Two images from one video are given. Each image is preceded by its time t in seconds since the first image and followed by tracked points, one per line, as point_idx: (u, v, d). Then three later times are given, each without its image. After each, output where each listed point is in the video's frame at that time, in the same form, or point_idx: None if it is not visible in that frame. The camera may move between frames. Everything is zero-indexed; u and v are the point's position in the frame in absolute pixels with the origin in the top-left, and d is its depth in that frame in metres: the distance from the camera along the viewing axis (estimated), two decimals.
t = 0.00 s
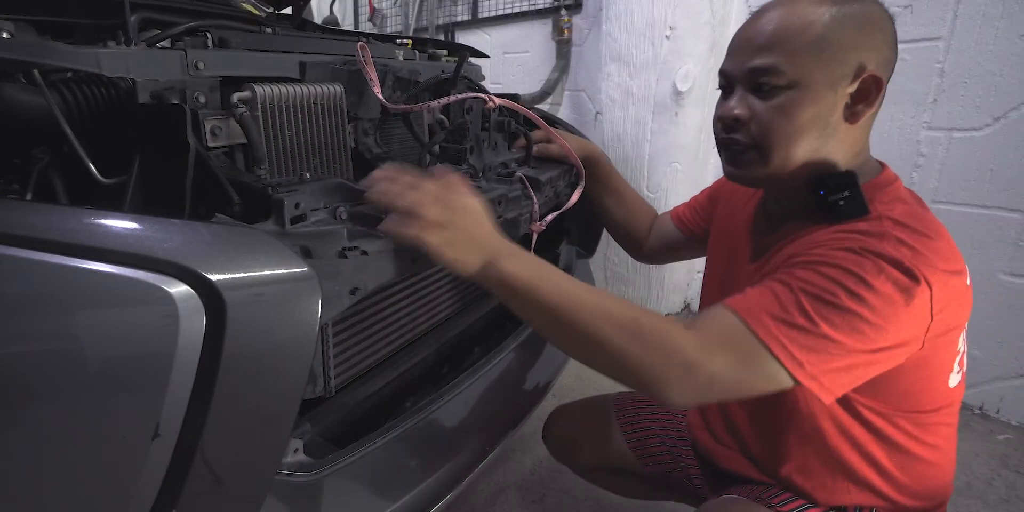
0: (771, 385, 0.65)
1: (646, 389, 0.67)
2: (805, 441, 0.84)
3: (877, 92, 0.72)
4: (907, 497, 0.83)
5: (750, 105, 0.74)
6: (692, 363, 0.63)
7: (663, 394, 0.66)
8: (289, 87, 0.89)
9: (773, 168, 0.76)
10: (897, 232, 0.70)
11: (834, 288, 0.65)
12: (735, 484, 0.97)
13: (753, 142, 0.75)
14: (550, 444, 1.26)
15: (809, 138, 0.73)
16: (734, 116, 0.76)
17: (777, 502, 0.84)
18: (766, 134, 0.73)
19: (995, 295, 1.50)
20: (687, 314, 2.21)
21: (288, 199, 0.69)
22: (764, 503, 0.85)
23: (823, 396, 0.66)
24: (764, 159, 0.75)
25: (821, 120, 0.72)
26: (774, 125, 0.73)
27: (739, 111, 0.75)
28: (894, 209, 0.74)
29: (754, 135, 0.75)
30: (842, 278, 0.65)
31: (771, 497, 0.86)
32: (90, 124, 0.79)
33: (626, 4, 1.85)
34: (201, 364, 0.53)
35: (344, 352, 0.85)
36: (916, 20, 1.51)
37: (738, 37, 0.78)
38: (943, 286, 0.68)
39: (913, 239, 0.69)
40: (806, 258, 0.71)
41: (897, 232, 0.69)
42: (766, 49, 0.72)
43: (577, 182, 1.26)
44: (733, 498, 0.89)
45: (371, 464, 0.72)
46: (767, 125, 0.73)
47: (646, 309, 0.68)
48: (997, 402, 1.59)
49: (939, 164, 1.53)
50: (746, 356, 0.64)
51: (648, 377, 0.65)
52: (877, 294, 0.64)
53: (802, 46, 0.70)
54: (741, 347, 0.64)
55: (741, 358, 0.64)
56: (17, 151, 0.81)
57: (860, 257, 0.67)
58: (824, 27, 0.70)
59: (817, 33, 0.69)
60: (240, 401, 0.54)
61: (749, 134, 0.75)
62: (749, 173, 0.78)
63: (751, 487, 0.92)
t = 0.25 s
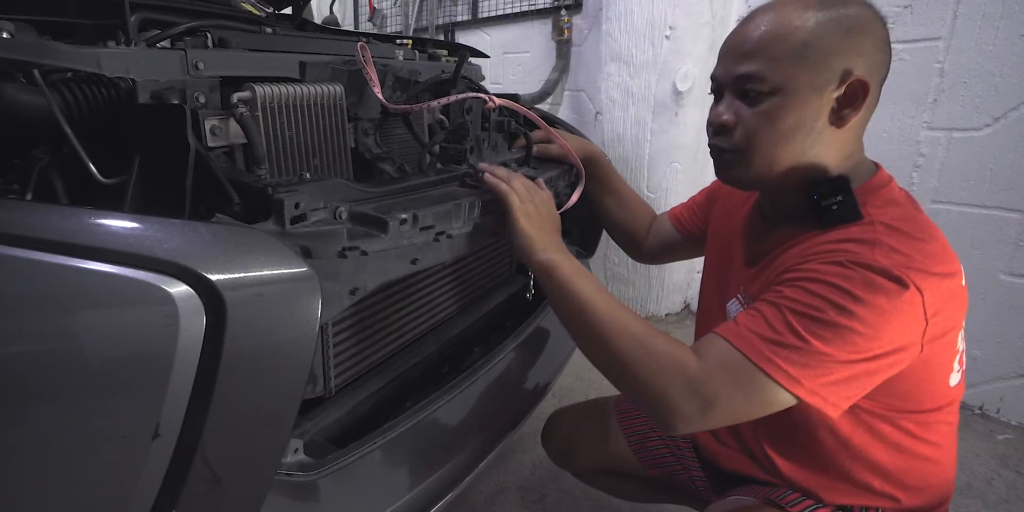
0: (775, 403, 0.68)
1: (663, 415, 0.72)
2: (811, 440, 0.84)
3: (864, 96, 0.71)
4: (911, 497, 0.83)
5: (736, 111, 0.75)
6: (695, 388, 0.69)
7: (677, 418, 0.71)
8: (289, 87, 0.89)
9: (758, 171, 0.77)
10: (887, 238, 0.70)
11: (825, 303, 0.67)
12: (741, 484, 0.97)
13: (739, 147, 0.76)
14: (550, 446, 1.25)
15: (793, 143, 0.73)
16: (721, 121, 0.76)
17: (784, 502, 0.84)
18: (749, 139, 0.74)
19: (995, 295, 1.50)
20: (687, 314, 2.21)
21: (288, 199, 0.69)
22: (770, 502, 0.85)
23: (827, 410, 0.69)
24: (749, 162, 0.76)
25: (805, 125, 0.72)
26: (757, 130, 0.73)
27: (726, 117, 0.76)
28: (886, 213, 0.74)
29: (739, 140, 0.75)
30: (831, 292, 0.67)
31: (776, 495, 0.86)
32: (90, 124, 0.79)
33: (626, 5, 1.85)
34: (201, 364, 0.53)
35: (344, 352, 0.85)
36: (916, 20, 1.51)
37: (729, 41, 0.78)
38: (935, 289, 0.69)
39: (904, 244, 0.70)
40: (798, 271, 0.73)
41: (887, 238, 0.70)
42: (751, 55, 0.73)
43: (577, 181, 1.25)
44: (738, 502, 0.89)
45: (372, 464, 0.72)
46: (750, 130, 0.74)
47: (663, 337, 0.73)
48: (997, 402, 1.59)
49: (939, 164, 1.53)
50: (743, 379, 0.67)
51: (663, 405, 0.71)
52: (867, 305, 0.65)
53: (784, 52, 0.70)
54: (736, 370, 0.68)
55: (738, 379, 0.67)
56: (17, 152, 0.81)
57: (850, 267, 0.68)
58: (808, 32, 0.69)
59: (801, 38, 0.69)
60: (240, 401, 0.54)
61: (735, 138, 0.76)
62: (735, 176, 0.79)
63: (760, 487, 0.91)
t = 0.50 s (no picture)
0: (785, 397, 0.68)
1: (671, 409, 0.72)
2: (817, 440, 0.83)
3: (860, 94, 0.71)
4: (916, 496, 0.83)
5: (734, 111, 0.77)
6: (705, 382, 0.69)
7: (684, 413, 0.71)
8: (289, 87, 0.89)
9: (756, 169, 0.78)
10: (895, 235, 0.70)
11: (834, 299, 0.67)
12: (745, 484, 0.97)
13: (737, 146, 0.77)
14: (551, 446, 1.24)
15: (790, 142, 0.74)
16: (721, 121, 0.78)
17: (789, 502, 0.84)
18: (746, 139, 0.75)
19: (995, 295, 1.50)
20: (687, 314, 2.21)
21: (288, 198, 0.69)
22: (776, 502, 0.85)
23: (837, 405, 0.68)
24: (747, 161, 0.77)
25: (801, 124, 0.72)
26: (754, 130, 0.74)
27: (725, 116, 0.77)
28: (892, 211, 0.75)
29: (737, 138, 0.76)
30: (840, 288, 0.67)
31: (782, 496, 0.86)
32: (90, 124, 0.79)
33: (626, 5, 1.85)
34: (201, 364, 0.53)
35: (345, 351, 0.85)
36: (916, 20, 1.51)
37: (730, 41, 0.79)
38: (944, 285, 0.69)
39: (912, 241, 0.70)
40: (806, 269, 0.73)
41: (896, 235, 0.70)
42: (747, 57, 0.74)
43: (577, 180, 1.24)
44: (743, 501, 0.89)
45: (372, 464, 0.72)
46: (747, 130, 0.75)
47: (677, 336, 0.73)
48: (997, 402, 1.59)
49: (939, 164, 1.53)
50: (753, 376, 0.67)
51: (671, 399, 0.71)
52: (876, 300, 0.65)
53: (782, 51, 0.71)
54: (748, 368, 0.67)
55: (748, 375, 0.67)
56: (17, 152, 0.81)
57: (859, 264, 0.68)
58: (803, 32, 0.70)
59: (796, 39, 0.70)
60: (240, 401, 0.54)
61: (733, 137, 0.77)
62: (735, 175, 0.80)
63: (762, 486, 0.91)
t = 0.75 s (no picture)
0: (786, 384, 0.69)
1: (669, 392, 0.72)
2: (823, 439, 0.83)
3: (867, 93, 0.70)
4: (921, 495, 0.83)
5: (741, 110, 0.78)
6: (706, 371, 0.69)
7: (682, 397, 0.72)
8: (289, 87, 0.89)
9: (761, 167, 0.78)
10: (906, 230, 0.70)
11: (840, 289, 0.67)
12: (750, 483, 0.97)
13: (744, 144, 0.78)
14: (552, 448, 1.24)
15: (795, 141, 0.74)
16: (728, 120, 0.79)
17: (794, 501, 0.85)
18: (751, 137, 0.76)
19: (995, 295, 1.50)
20: (687, 314, 2.21)
21: (288, 198, 0.69)
22: (782, 502, 0.85)
23: (840, 395, 0.69)
24: (752, 158, 0.78)
25: (805, 123, 0.72)
26: (759, 128, 0.75)
27: (733, 115, 0.78)
28: (902, 207, 0.74)
29: (743, 136, 0.77)
30: (846, 278, 0.67)
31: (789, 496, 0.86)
32: (90, 124, 0.79)
33: (626, 5, 1.86)
34: (201, 365, 0.53)
35: (345, 352, 0.85)
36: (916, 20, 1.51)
37: (740, 41, 0.79)
38: (954, 281, 0.68)
39: (923, 238, 0.69)
40: (813, 260, 0.73)
41: (906, 230, 0.70)
42: (753, 57, 0.75)
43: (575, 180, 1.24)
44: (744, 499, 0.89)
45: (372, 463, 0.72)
46: (753, 128, 0.76)
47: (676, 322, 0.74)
48: (997, 402, 1.59)
49: (939, 164, 1.53)
50: (755, 364, 0.68)
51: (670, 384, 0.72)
52: (882, 292, 0.65)
53: (785, 51, 0.71)
54: (751, 357, 0.68)
55: (750, 364, 0.68)
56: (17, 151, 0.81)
57: (867, 255, 0.68)
58: (810, 32, 0.70)
59: (802, 39, 0.70)
60: (240, 401, 0.54)
61: (740, 136, 0.78)
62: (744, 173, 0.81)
63: (765, 486, 0.91)
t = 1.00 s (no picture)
0: (800, 386, 0.68)
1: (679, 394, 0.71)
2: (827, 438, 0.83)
3: (861, 92, 0.68)
4: (926, 494, 0.83)
5: (743, 105, 0.78)
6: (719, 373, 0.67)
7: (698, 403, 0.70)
8: (289, 87, 0.89)
9: (760, 163, 0.79)
10: (919, 230, 0.69)
11: (854, 292, 0.66)
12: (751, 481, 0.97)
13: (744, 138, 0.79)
14: (553, 449, 1.23)
15: (790, 137, 0.74)
16: (732, 115, 0.80)
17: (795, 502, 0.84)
18: (750, 132, 0.77)
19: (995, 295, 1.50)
20: (687, 315, 2.22)
21: (288, 198, 0.69)
22: (782, 502, 0.85)
23: (852, 397, 0.68)
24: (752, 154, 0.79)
25: (801, 120, 0.72)
26: (758, 124, 0.76)
27: (735, 109, 0.79)
28: (913, 206, 0.73)
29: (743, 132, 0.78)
30: (861, 281, 0.66)
31: (790, 498, 0.85)
32: (90, 124, 0.79)
33: (626, 5, 1.86)
34: (201, 365, 0.53)
35: (345, 352, 0.85)
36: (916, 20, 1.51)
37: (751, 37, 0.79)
38: (966, 281, 0.68)
39: (935, 238, 0.69)
40: (825, 262, 0.72)
41: (919, 229, 0.69)
42: (755, 54, 0.76)
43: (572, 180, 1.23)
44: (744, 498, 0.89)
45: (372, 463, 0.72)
46: (752, 125, 0.77)
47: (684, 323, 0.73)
48: (997, 402, 1.59)
49: (939, 164, 1.53)
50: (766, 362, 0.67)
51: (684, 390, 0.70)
52: (896, 294, 0.64)
53: (784, 48, 0.72)
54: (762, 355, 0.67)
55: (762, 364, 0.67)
56: (17, 151, 0.81)
57: (881, 257, 0.67)
58: (808, 30, 0.70)
59: (799, 37, 0.71)
60: (240, 401, 0.54)
61: (741, 131, 0.79)
62: (744, 168, 0.82)
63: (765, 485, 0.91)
